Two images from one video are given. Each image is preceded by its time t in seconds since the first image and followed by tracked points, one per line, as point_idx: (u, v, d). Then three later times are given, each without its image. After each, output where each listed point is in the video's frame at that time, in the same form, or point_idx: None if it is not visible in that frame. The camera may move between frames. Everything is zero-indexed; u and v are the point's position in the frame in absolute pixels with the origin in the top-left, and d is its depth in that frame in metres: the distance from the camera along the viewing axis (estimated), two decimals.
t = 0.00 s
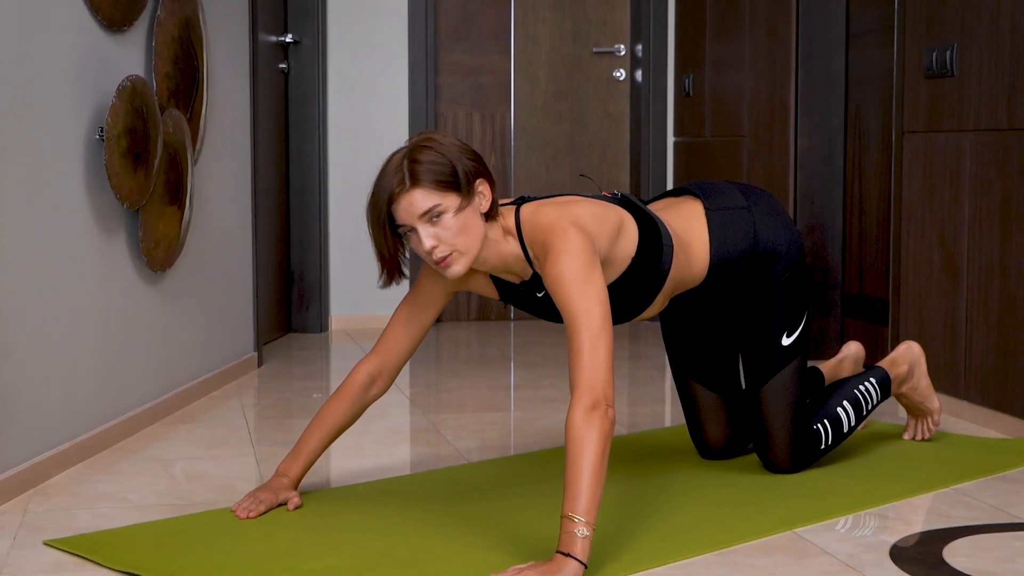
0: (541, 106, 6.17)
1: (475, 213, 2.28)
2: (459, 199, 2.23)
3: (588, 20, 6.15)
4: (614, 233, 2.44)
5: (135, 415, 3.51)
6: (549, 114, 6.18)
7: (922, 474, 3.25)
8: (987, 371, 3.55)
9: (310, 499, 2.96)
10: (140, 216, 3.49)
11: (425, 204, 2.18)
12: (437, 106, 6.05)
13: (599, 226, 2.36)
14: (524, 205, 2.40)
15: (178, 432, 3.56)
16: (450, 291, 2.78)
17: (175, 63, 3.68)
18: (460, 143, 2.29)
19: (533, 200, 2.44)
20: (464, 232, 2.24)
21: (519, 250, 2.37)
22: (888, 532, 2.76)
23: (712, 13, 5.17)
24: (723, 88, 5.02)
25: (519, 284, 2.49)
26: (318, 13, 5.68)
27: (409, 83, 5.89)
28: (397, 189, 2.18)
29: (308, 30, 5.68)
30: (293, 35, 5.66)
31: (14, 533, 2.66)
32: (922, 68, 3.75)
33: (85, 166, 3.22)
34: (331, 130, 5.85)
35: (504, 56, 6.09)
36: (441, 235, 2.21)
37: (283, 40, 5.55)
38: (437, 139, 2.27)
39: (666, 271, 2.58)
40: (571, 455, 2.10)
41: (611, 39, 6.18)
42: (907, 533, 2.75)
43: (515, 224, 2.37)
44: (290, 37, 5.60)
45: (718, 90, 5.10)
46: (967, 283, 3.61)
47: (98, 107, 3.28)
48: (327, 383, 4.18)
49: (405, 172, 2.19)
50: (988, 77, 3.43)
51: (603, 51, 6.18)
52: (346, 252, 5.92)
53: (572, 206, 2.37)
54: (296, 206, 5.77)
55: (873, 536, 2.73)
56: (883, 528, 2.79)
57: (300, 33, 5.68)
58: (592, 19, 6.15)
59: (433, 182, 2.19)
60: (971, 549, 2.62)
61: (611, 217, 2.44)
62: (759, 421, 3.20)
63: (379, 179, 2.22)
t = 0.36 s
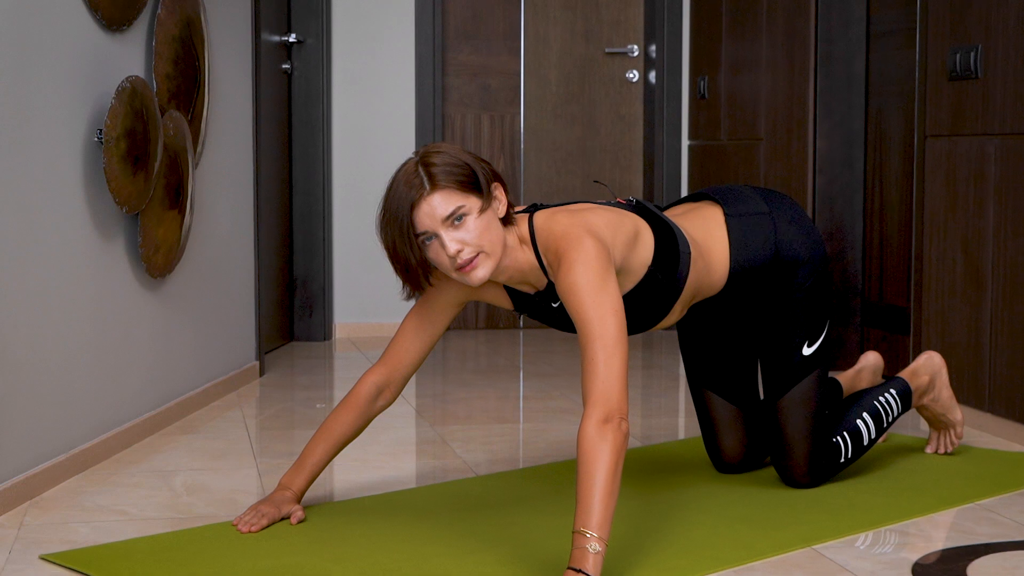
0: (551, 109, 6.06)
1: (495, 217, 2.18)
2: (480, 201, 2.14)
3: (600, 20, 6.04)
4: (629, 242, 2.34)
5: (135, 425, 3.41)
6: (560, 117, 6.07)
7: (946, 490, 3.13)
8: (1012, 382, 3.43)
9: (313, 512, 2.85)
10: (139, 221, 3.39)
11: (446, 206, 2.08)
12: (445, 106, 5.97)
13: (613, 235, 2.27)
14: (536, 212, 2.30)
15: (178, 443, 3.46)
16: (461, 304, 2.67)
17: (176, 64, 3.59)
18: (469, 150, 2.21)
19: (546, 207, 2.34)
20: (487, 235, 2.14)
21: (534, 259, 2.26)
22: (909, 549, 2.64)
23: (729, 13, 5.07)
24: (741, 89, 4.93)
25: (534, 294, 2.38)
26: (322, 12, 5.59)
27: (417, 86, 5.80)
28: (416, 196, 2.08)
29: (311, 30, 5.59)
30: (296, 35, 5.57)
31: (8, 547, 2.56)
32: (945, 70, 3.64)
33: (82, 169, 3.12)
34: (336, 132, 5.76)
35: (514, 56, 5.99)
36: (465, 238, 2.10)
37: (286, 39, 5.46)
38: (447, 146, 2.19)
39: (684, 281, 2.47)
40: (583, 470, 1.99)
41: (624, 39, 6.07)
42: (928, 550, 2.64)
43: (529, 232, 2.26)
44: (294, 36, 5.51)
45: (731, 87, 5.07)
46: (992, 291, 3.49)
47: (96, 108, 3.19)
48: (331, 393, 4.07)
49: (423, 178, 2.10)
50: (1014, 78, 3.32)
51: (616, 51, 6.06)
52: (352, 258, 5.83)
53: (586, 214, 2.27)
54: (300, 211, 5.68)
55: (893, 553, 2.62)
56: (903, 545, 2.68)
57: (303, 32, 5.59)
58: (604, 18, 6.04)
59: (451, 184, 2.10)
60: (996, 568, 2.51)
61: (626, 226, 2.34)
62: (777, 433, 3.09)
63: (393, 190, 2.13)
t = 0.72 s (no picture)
0: (561, 106, 5.91)
1: (506, 233, 2.04)
2: (493, 218, 1.99)
3: (612, 14, 5.89)
4: (644, 245, 2.20)
5: (127, 435, 3.27)
6: (570, 114, 5.92)
7: (974, 505, 2.97)
8: None
9: (312, 526, 2.71)
10: (132, 223, 3.25)
11: (459, 226, 1.94)
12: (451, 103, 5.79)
13: (626, 238, 2.13)
14: (547, 216, 2.16)
15: (172, 454, 3.32)
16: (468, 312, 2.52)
17: (169, 59, 3.45)
18: (485, 156, 2.04)
19: (556, 211, 2.20)
20: (497, 255, 2.00)
21: (545, 265, 2.12)
22: (934, 567, 2.49)
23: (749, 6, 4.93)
24: (761, 87, 4.75)
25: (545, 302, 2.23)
26: (321, 5, 5.46)
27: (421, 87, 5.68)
28: (427, 211, 1.93)
29: (310, 23, 5.45)
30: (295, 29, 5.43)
31: None
32: (973, 68, 3.49)
33: (72, 168, 2.98)
34: (334, 126, 5.63)
35: (522, 51, 5.84)
36: (475, 259, 1.97)
37: (284, 33, 5.33)
38: (462, 151, 2.02)
39: (701, 286, 2.32)
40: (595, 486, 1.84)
41: (636, 34, 5.93)
42: (955, 568, 2.48)
43: (539, 239, 2.12)
44: (292, 31, 5.38)
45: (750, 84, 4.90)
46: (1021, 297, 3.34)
47: (86, 105, 3.05)
48: (331, 403, 3.93)
49: (435, 191, 1.94)
50: None
51: (628, 46, 5.91)
52: (357, 262, 5.69)
53: (596, 216, 2.14)
54: (298, 214, 5.54)
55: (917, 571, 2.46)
56: (928, 563, 2.52)
57: (302, 27, 5.45)
58: (616, 12, 5.89)
59: (466, 202, 1.94)
60: None
61: (639, 228, 2.21)
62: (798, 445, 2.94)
63: (403, 199, 1.97)
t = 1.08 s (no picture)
0: (569, 96, 5.78)
1: (485, 224, 1.95)
2: (467, 209, 1.90)
3: (624, 3, 5.79)
4: (635, 248, 2.08)
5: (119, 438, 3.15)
6: (579, 104, 5.79)
7: (997, 511, 2.85)
8: None
9: (310, 532, 2.58)
10: (123, 218, 3.12)
11: (429, 217, 1.86)
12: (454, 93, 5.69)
13: (616, 242, 2.00)
14: (536, 210, 2.04)
15: (166, 458, 3.20)
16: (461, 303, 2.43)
17: (163, 48, 3.33)
18: (467, 144, 1.95)
19: (547, 203, 2.07)
20: (473, 246, 1.92)
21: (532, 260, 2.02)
22: None
23: None
24: (780, 77, 4.68)
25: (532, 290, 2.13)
26: None
27: (424, 80, 5.53)
28: (396, 203, 1.87)
29: (309, 11, 5.32)
30: (293, 16, 5.30)
31: None
32: (997, 55, 3.37)
33: (62, 160, 2.86)
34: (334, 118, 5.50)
35: (528, 39, 5.71)
36: (447, 252, 1.89)
37: (283, 22, 5.21)
38: (442, 139, 1.93)
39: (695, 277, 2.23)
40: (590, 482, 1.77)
41: (648, 22, 5.83)
42: None
43: (526, 231, 2.01)
44: (290, 19, 5.25)
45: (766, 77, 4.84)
46: None
47: (76, 96, 2.93)
48: (330, 405, 3.81)
49: (405, 182, 1.87)
50: None
51: (640, 35, 5.81)
52: (360, 260, 5.57)
53: (587, 215, 2.01)
54: (295, 208, 5.42)
55: None
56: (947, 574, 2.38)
57: (301, 15, 5.32)
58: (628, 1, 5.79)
59: (437, 192, 1.87)
60: None
61: (633, 230, 2.08)
62: (815, 450, 2.81)
63: (377, 189, 1.91)
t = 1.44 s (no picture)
0: (580, 85, 5.60)
1: (481, 199, 1.84)
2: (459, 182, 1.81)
3: None
4: (648, 225, 1.98)
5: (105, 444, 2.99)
6: (590, 93, 5.61)
7: None
8: None
9: (306, 541, 2.42)
10: (110, 211, 2.97)
11: (419, 192, 1.78)
12: (459, 81, 5.52)
13: (629, 210, 1.94)
14: (546, 179, 1.95)
15: (156, 465, 3.03)
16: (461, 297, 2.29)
17: (152, 31, 3.17)
18: (470, 116, 1.85)
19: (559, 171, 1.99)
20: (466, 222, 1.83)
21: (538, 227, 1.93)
22: None
23: None
24: (805, 61, 4.49)
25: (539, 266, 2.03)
26: None
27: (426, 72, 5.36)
28: (385, 173, 1.80)
29: None
30: None
31: None
32: None
33: (47, 150, 2.70)
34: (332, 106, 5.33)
35: (536, 23, 5.53)
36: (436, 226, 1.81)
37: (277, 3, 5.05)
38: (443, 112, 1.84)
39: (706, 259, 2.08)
40: (563, 374, 1.73)
41: (663, 6, 5.62)
42: None
43: (534, 199, 1.93)
44: (286, 1, 5.09)
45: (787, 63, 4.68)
46: None
47: (61, 83, 2.77)
48: (328, 409, 3.65)
49: (397, 153, 1.80)
50: None
51: (654, 18, 5.61)
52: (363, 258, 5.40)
53: (602, 179, 1.95)
54: (293, 199, 5.26)
55: None
56: None
57: None
58: None
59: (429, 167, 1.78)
60: None
61: (647, 204, 1.98)
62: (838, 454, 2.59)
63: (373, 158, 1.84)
